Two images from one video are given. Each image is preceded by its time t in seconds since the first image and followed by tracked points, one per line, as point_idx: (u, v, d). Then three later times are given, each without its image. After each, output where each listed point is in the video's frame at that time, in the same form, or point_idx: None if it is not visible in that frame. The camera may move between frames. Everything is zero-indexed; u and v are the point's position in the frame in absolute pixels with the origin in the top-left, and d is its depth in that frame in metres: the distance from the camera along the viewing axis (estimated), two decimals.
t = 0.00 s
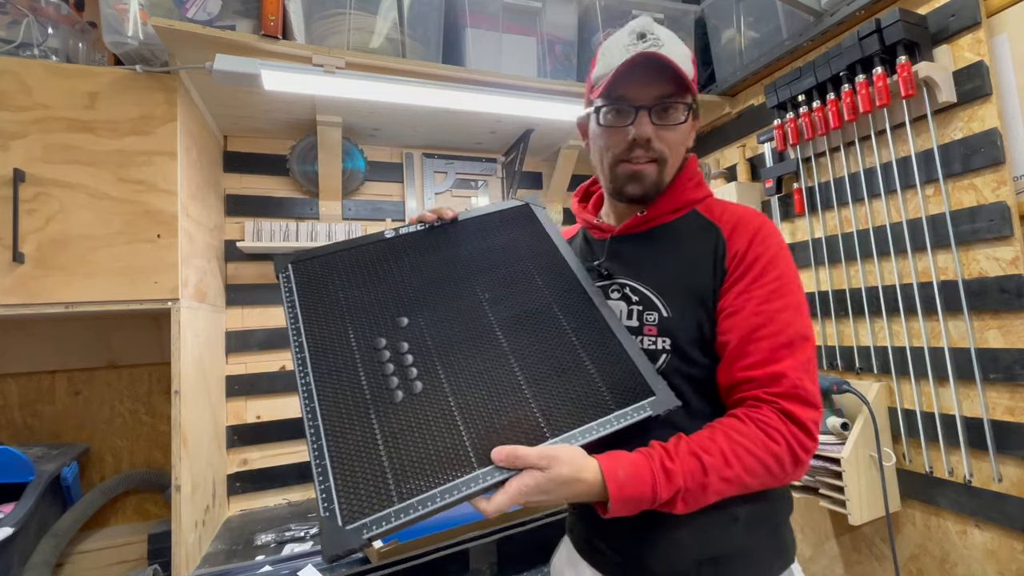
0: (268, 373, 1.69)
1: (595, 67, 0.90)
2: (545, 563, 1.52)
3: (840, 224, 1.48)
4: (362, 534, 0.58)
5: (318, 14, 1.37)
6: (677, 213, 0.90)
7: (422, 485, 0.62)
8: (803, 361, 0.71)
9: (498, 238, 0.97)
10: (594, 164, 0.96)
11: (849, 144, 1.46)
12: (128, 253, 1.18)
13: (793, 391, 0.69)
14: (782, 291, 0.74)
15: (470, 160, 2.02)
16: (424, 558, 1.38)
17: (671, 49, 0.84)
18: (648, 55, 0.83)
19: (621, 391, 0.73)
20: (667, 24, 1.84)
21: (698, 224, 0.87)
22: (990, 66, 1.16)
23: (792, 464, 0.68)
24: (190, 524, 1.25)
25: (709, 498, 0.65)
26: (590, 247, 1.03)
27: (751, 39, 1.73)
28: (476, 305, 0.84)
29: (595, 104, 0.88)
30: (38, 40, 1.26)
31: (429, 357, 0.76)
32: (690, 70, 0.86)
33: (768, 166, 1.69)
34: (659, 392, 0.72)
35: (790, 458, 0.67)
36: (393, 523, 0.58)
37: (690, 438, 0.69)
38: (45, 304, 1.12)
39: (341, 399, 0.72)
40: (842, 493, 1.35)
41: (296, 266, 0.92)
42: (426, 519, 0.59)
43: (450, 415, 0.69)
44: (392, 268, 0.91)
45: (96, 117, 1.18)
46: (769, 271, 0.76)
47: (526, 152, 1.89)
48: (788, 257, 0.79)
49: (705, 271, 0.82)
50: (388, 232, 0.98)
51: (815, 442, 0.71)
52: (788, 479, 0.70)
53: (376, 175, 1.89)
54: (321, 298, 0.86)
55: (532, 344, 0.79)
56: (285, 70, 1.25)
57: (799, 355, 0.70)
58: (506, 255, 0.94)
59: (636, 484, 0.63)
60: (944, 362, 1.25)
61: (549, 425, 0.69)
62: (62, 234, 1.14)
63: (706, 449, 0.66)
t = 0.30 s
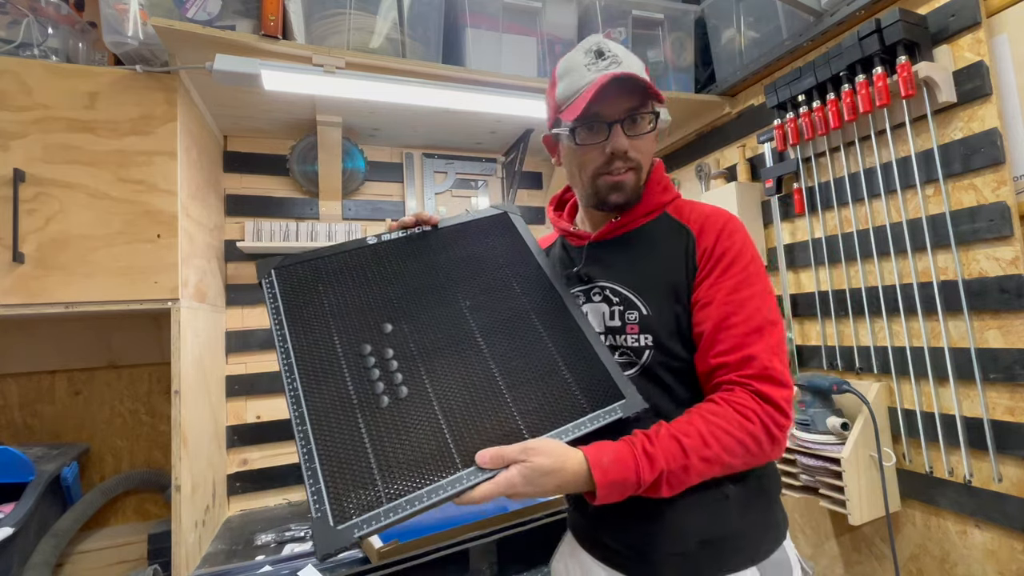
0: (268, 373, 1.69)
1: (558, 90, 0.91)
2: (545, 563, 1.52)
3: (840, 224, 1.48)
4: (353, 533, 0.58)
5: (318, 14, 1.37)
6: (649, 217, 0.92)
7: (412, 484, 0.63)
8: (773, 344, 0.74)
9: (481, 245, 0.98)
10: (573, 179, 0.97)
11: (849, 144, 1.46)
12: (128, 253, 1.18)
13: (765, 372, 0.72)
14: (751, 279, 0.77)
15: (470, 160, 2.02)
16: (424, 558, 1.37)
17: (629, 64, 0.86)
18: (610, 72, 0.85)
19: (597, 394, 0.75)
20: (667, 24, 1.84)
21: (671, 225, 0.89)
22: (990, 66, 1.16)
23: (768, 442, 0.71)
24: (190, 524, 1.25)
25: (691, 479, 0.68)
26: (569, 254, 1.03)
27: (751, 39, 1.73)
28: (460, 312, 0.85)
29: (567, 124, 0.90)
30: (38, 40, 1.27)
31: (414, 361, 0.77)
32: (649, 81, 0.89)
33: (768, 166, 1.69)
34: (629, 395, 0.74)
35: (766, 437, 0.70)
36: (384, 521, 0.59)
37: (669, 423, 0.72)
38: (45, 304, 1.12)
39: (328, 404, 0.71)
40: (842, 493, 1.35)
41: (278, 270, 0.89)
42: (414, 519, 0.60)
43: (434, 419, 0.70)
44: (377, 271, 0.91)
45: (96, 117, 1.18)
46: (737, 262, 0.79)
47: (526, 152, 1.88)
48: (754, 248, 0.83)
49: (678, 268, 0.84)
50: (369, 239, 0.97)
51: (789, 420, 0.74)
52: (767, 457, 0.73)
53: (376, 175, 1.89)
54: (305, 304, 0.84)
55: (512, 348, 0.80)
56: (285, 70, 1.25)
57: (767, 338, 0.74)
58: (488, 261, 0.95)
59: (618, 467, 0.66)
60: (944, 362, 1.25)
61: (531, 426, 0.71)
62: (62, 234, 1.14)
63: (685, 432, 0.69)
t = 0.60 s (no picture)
0: (268, 373, 1.69)
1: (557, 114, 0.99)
2: (545, 563, 1.52)
3: (840, 224, 1.48)
4: (365, 519, 0.60)
5: (319, 14, 1.37)
6: (674, 222, 0.93)
7: (421, 474, 0.65)
8: (785, 354, 0.74)
9: (491, 250, 0.98)
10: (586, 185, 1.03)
11: (849, 144, 1.46)
12: (128, 253, 1.18)
13: (773, 381, 0.72)
14: (766, 287, 0.77)
15: (470, 159, 2.02)
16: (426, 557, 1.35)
17: (603, 84, 0.87)
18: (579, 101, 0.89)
19: (593, 393, 0.77)
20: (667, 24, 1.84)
21: (693, 230, 0.90)
22: (990, 66, 1.16)
23: (770, 451, 0.71)
24: (190, 524, 1.25)
25: (685, 479, 0.70)
26: (596, 256, 1.05)
27: (751, 39, 1.73)
28: (470, 313, 0.86)
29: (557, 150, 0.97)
30: (38, 40, 1.27)
31: (425, 359, 0.78)
32: (630, 94, 0.87)
33: (768, 166, 1.69)
34: (625, 394, 0.76)
35: (768, 445, 0.71)
36: (395, 508, 0.61)
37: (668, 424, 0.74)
38: (45, 304, 1.12)
39: (341, 395, 0.73)
40: (842, 493, 1.35)
41: (296, 270, 0.89)
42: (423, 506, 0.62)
43: (443, 415, 0.72)
44: (388, 268, 0.92)
45: (96, 117, 1.18)
46: (756, 268, 0.79)
47: (526, 151, 1.88)
48: (779, 256, 0.82)
49: (697, 274, 0.85)
50: (382, 243, 0.96)
51: (796, 430, 0.74)
52: (769, 466, 0.73)
53: (376, 175, 1.89)
54: (320, 300, 0.85)
55: (519, 351, 0.82)
56: (285, 70, 1.25)
57: (780, 347, 0.74)
58: (498, 264, 0.95)
59: (613, 461, 0.69)
60: (944, 362, 1.25)
61: (531, 422, 0.73)
62: (62, 234, 1.14)
63: (681, 432, 0.71)
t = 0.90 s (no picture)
0: (268, 373, 1.69)
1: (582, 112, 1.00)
2: (546, 563, 1.52)
3: (840, 224, 1.48)
4: (377, 501, 0.69)
5: (319, 14, 1.37)
6: (699, 229, 0.92)
7: (428, 466, 0.74)
8: (788, 379, 0.74)
9: (502, 262, 1.06)
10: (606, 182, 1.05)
11: (849, 144, 1.46)
12: (128, 253, 1.18)
13: (768, 405, 0.73)
14: (775, 310, 0.77)
15: (470, 160, 2.02)
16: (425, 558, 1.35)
17: (612, 94, 0.89)
18: (590, 109, 0.92)
19: (590, 402, 0.86)
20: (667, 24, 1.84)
21: (713, 239, 0.89)
22: (990, 66, 1.17)
23: (757, 472, 0.74)
24: (190, 524, 1.25)
25: (670, 491, 0.75)
26: (623, 255, 1.07)
27: (751, 40, 1.73)
28: (481, 322, 0.94)
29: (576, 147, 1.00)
30: (38, 40, 1.27)
31: (439, 363, 0.86)
32: (635, 104, 0.87)
33: (768, 166, 1.69)
34: (621, 405, 0.85)
35: (755, 467, 0.73)
36: (404, 494, 0.70)
37: (662, 437, 0.78)
38: (45, 304, 1.12)
39: (361, 391, 0.82)
40: (842, 493, 1.35)
41: (327, 274, 0.98)
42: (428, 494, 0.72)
43: (451, 415, 0.80)
44: (408, 276, 1.00)
45: (96, 117, 1.18)
46: (770, 288, 0.78)
47: (526, 152, 1.88)
48: (801, 275, 0.80)
49: (712, 286, 0.85)
50: (406, 253, 1.04)
51: (791, 454, 0.75)
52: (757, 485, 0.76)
53: (376, 175, 1.89)
54: (347, 302, 0.94)
55: (524, 359, 0.90)
56: (286, 70, 1.25)
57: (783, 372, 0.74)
58: (508, 277, 1.03)
59: (600, 469, 0.76)
60: (944, 362, 1.25)
61: (531, 426, 0.81)
62: (62, 234, 1.14)
63: (670, 449, 0.75)
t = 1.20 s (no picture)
0: (268, 373, 1.69)
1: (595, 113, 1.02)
2: (546, 563, 1.52)
3: (840, 224, 1.48)
4: (372, 492, 0.71)
5: (318, 14, 1.36)
6: (702, 229, 0.92)
7: (425, 463, 0.76)
8: (783, 376, 0.73)
9: (510, 273, 1.08)
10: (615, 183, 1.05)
11: (849, 144, 1.46)
12: (128, 253, 1.18)
13: (763, 402, 0.73)
14: (771, 306, 0.76)
15: (470, 160, 2.02)
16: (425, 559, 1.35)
17: (619, 95, 0.91)
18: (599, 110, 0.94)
19: (585, 415, 0.88)
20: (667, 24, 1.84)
21: (716, 238, 0.89)
22: (990, 66, 1.17)
23: (748, 469, 0.73)
24: (190, 524, 1.25)
25: (660, 489, 0.75)
26: (630, 254, 1.07)
27: (751, 39, 1.73)
28: (487, 329, 0.96)
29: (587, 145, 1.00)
30: (38, 40, 1.27)
31: (443, 366, 0.88)
32: (640, 102, 0.87)
33: (768, 166, 1.69)
34: (616, 420, 0.88)
35: (746, 464, 0.73)
36: (400, 487, 0.72)
37: (653, 435, 0.78)
38: (45, 304, 1.12)
39: (366, 386, 0.84)
40: (842, 493, 1.35)
41: (343, 273, 0.99)
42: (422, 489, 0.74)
43: (451, 416, 0.82)
44: (419, 279, 1.02)
45: (96, 117, 1.18)
46: (769, 285, 0.77)
47: (526, 152, 1.88)
48: (802, 274, 0.79)
49: (712, 283, 0.85)
50: (418, 258, 1.06)
51: (785, 452, 0.74)
52: (749, 483, 0.75)
53: (376, 175, 1.89)
54: (360, 301, 0.96)
55: (525, 368, 0.92)
56: (285, 70, 1.25)
57: (779, 369, 0.74)
58: (514, 287, 1.05)
59: (591, 466, 0.76)
60: (944, 362, 1.25)
61: (527, 432, 0.83)
62: (62, 234, 1.14)
63: (660, 446, 0.75)
